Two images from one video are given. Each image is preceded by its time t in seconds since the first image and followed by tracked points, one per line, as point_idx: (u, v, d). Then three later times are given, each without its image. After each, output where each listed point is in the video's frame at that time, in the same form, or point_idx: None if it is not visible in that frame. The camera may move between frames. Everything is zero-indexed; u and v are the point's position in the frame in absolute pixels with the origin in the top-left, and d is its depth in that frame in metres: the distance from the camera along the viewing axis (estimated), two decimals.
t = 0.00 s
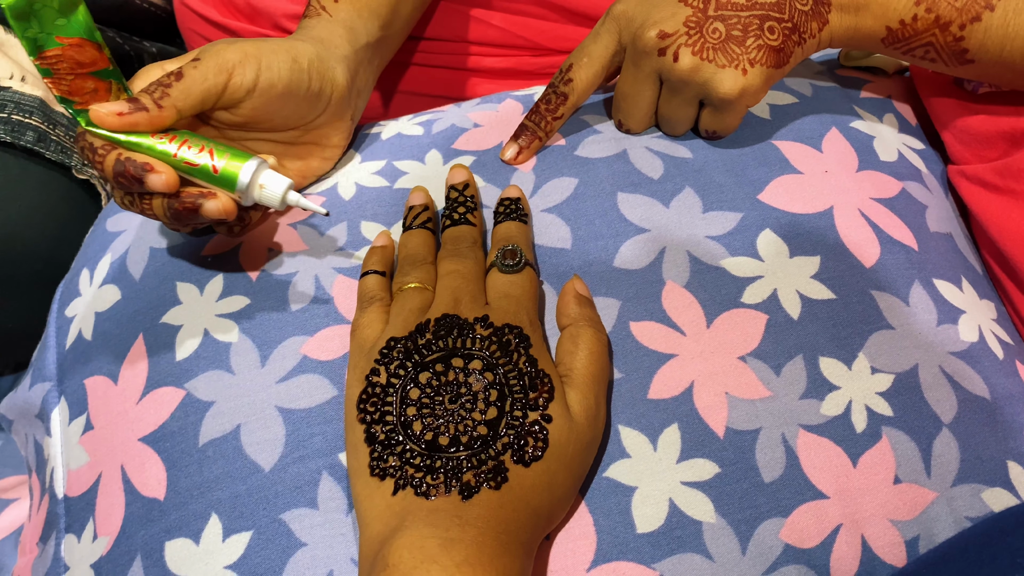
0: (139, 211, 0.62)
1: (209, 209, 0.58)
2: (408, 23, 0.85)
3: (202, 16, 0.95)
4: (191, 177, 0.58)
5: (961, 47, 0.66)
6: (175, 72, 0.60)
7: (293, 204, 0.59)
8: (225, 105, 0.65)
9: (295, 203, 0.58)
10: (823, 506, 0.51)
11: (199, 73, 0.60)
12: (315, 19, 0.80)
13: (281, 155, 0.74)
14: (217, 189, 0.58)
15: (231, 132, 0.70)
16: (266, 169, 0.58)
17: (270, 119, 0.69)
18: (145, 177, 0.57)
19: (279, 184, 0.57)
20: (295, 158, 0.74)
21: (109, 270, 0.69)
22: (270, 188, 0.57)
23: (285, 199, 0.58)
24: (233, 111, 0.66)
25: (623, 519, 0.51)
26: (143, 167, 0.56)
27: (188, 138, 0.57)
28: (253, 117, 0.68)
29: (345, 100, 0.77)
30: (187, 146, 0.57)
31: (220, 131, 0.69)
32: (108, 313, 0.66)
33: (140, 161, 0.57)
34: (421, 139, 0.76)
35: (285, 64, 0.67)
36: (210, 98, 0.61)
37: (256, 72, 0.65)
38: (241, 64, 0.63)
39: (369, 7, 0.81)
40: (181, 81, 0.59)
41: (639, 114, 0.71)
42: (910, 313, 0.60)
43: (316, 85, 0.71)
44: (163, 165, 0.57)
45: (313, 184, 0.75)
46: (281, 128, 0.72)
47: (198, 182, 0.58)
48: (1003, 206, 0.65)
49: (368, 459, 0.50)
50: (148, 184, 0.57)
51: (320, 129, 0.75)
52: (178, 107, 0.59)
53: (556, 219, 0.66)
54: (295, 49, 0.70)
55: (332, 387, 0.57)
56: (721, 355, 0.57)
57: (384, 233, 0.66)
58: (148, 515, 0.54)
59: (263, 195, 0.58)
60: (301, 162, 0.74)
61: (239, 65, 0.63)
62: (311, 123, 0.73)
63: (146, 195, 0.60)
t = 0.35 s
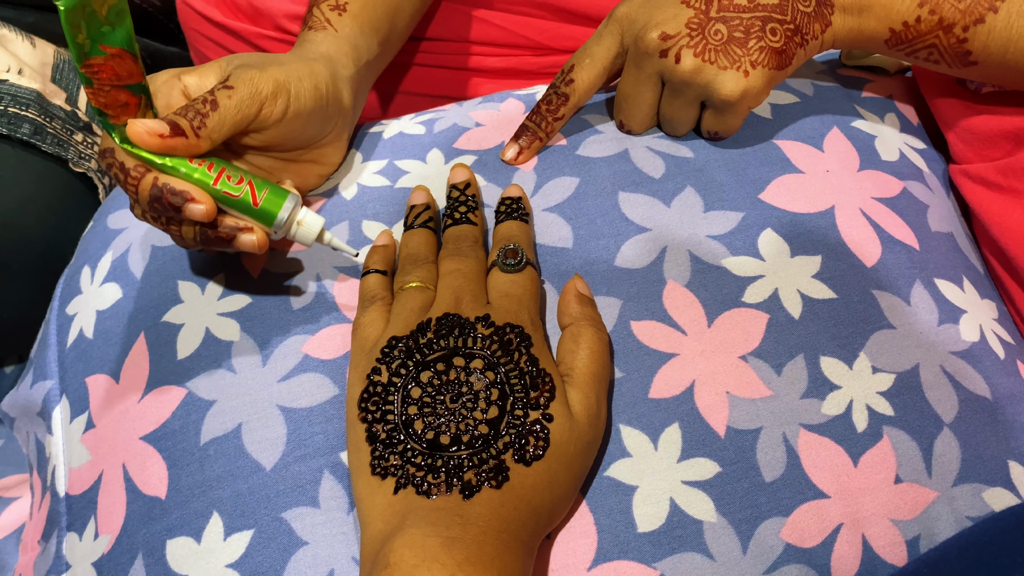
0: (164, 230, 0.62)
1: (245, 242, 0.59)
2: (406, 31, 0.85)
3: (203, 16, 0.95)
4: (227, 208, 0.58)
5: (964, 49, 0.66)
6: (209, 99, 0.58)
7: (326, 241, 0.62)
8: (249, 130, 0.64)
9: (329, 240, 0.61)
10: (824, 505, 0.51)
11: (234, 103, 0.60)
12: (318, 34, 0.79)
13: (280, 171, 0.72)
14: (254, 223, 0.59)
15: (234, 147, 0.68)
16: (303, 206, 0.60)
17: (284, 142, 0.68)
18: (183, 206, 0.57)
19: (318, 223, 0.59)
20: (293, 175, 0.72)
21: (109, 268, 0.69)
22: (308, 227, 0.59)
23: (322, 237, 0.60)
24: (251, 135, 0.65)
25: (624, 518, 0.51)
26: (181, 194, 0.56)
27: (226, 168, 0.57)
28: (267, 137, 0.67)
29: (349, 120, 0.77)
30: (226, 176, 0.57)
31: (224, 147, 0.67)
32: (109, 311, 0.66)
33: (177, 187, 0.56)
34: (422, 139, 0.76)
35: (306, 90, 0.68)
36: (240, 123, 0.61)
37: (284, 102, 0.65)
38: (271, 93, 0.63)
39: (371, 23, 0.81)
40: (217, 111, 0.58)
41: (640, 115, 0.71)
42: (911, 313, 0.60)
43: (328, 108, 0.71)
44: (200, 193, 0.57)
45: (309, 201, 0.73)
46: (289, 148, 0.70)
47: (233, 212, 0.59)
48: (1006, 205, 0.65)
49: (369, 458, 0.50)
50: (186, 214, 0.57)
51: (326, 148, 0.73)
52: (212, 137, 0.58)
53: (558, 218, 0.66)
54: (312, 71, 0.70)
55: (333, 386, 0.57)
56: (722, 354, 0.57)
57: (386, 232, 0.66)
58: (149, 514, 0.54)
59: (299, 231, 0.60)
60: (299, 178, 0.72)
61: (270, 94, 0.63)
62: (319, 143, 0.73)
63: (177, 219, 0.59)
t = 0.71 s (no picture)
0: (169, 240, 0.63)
1: (249, 250, 0.60)
2: (407, 38, 0.86)
3: (204, 18, 0.95)
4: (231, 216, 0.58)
5: (963, 56, 0.66)
6: (209, 108, 0.59)
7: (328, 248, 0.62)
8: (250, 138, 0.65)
9: (330, 247, 0.61)
10: (822, 510, 0.51)
11: (235, 112, 0.60)
12: (320, 40, 0.80)
13: (280, 178, 0.72)
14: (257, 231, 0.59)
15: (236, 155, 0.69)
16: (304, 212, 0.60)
17: (285, 149, 0.69)
18: (187, 217, 0.57)
19: (320, 229, 0.60)
20: (293, 181, 0.72)
21: (112, 274, 0.70)
22: (311, 233, 0.60)
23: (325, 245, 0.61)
24: (253, 142, 0.66)
25: (623, 522, 0.51)
26: (185, 206, 0.57)
27: (228, 177, 0.57)
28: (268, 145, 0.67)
29: (350, 126, 0.77)
30: (229, 184, 0.57)
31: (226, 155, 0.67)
32: (111, 317, 0.67)
33: (181, 199, 0.57)
34: (422, 144, 0.76)
35: (307, 97, 0.68)
36: (240, 133, 0.61)
37: (284, 110, 0.65)
38: (273, 101, 0.64)
39: (372, 30, 0.82)
40: (217, 120, 0.59)
41: (639, 120, 0.71)
42: (910, 318, 0.60)
43: (329, 115, 0.71)
44: (203, 203, 0.57)
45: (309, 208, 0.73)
46: (290, 155, 0.70)
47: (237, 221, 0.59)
48: (1003, 211, 0.65)
49: (369, 463, 0.50)
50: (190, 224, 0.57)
51: (325, 156, 0.73)
52: (213, 146, 0.59)
53: (558, 223, 0.66)
54: (313, 78, 0.70)
55: (334, 391, 0.57)
56: (721, 359, 0.57)
57: (387, 238, 0.66)
58: (151, 518, 0.55)
59: (302, 238, 0.60)
60: (298, 184, 0.72)
61: (271, 102, 0.64)
62: (319, 151, 0.73)
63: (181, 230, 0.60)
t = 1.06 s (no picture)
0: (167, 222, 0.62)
1: (243, 238, 0.59)
2: (417, 38, 0.86)
3: (203, 21, 0.95)
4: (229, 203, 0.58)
5: (967, 61, 0.66)
6: (213, 91, 0.59)
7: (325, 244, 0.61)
8: (254, 123, 0.64)
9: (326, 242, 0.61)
10: (822, 514, 0.51)
11: (237, 94, 0.60)
12: (332, 41, 0.80)
13: (285, 172, 0.72)
14: (253, 220, 0.59)
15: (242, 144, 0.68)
16: (303, 206, 0.60)
17: (289, 140, 0.68)
18: (185, 198, 0.57)
19: (317, 223, 0.60)
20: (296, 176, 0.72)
21: (111, 278, 0.70)
22: (307, 228, 0.59)
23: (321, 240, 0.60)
24: (257, 130, 0.65)
25: (622, 526, 0.51)
26: (184, 186, 0.56)
27: (230, 163, 0.57)
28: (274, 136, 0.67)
29: (359, 124, 0.77)
30: (230, 171, 0.57)
31: (232, 141, 0.68)
32: (110, 321, 0.67)
33: (181, 179, 0.56)
34: (422, 147, 0.76)
35: (315, 88, 0.68)
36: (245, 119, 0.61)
37: (293, 103, 0.65)
38: (277, 87, 0.63)
39: (382, 31, 0.82)
40: (220, 102, 0.58)
41: (639, 124, 0.71)
42: (910, 320, 0.60)
43: (337, 109, 0.71)
44: (202, 187, 0.57)
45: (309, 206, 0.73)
46: (296, 147, 0.70)
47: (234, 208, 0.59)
48: (1007, 212, 0.64)
49: (368, 467, 0.50)
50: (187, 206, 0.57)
51: (329, 150, 0.73)
52: (215, 128, 0.58)
53: (557, 225, 0.66)
54: (322, 71, 0.70)
55: (332, 395, 0.57)
56: (720, 362, 0.57)
57: (385, 241, 0.66)
58: (149, 523, 0.54)
59: (298, 231, 0.60)
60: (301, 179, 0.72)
61: (276, 89, 0.63)
62: (324, 146, 0.72)
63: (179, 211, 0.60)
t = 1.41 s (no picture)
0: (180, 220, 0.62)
1: (260, 235, 0.60)
2: (415, 37, 0.87)
3: (202, 20, 0.94)
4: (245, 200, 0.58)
5: (970, 61, 0.65)
6: (223, 85, 0.59)
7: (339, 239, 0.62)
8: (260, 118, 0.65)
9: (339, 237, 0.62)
10: (824, 512, 0.51)
11: (247, 88, 0.60)
12: (333, 40, 0.81)
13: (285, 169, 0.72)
14: (269, 216, 0.59)
15: (246, 138, 0.69)
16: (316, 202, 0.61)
17: (293, 136, 0.69)
18: (202, 195, 0.57)
19: (331, 217, 0.61)
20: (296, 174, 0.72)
21: (109, 275, 0.69)
22: (322, 222, 0.60)
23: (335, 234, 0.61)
24: (264, 125, 0.66)
25: (623, 524, 0.51)
26: (202, 184, 0.57)
27: (245, 160, 0.58)
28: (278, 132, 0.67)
29: (360, 123, 0.77)
30: (245, 167, 0.57)
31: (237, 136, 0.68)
32: (108, 319, 0.66)
33: (198, 176, 0.57)
34: (421, 143, 0.76)
35: (321, 85, 0.68)
36: (252, 113, 0.61)
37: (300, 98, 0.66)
38: (286, 82, 0.64)
39: (380, 31, 0.82)
40: (230, 96, 0.59)
41: (639, 124, 0.70)
42: (912, 317, 0.59)
43: (340, 107, 0.72)
44: (219, 183, 0.57)
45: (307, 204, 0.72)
46: (299, 144, 0.70)
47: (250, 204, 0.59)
48: (1012, 209, 0.64)
49: (367, 465, 0.50)
50: (205, 204, 0.57)
51: (330, 148, 0.73)
52: (225, 122, 0.58)
53: (557, 222, 0.66)
54: (325, 69, 0.71)
55: (332, 392, 0.56)
56: (722, 359, 0.57)
57: (384, 238, 0.66)
58: (148, 521, 0.54)
59: (313, 226, 0.60)
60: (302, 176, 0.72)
61: (285, 84, 0.64)
62: (325, 145, 0.73)
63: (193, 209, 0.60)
